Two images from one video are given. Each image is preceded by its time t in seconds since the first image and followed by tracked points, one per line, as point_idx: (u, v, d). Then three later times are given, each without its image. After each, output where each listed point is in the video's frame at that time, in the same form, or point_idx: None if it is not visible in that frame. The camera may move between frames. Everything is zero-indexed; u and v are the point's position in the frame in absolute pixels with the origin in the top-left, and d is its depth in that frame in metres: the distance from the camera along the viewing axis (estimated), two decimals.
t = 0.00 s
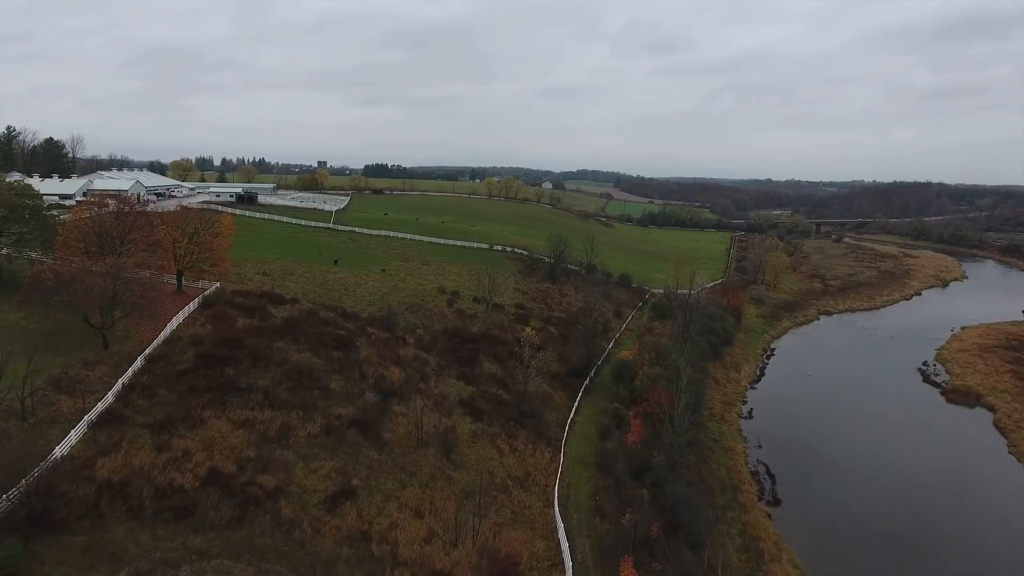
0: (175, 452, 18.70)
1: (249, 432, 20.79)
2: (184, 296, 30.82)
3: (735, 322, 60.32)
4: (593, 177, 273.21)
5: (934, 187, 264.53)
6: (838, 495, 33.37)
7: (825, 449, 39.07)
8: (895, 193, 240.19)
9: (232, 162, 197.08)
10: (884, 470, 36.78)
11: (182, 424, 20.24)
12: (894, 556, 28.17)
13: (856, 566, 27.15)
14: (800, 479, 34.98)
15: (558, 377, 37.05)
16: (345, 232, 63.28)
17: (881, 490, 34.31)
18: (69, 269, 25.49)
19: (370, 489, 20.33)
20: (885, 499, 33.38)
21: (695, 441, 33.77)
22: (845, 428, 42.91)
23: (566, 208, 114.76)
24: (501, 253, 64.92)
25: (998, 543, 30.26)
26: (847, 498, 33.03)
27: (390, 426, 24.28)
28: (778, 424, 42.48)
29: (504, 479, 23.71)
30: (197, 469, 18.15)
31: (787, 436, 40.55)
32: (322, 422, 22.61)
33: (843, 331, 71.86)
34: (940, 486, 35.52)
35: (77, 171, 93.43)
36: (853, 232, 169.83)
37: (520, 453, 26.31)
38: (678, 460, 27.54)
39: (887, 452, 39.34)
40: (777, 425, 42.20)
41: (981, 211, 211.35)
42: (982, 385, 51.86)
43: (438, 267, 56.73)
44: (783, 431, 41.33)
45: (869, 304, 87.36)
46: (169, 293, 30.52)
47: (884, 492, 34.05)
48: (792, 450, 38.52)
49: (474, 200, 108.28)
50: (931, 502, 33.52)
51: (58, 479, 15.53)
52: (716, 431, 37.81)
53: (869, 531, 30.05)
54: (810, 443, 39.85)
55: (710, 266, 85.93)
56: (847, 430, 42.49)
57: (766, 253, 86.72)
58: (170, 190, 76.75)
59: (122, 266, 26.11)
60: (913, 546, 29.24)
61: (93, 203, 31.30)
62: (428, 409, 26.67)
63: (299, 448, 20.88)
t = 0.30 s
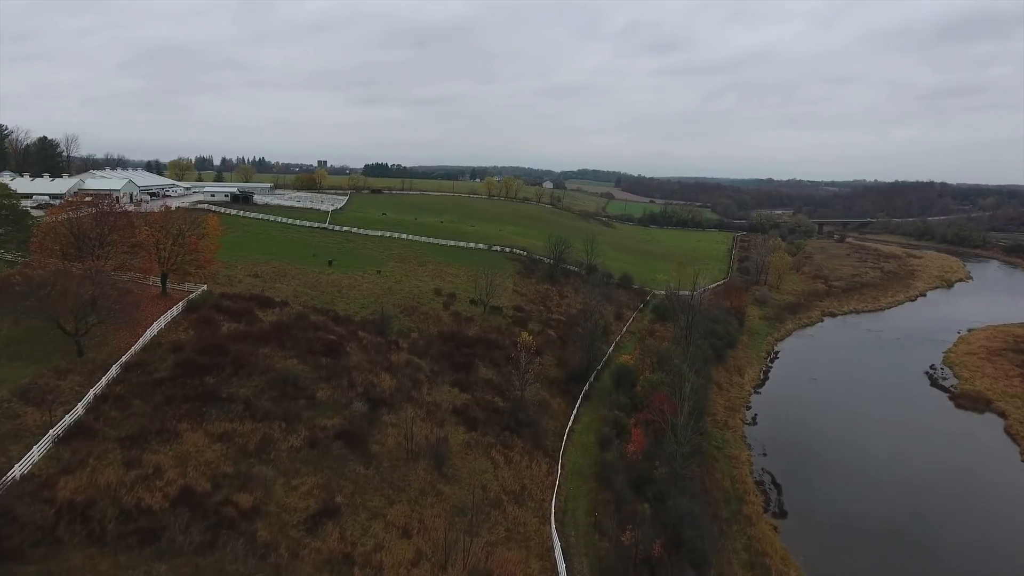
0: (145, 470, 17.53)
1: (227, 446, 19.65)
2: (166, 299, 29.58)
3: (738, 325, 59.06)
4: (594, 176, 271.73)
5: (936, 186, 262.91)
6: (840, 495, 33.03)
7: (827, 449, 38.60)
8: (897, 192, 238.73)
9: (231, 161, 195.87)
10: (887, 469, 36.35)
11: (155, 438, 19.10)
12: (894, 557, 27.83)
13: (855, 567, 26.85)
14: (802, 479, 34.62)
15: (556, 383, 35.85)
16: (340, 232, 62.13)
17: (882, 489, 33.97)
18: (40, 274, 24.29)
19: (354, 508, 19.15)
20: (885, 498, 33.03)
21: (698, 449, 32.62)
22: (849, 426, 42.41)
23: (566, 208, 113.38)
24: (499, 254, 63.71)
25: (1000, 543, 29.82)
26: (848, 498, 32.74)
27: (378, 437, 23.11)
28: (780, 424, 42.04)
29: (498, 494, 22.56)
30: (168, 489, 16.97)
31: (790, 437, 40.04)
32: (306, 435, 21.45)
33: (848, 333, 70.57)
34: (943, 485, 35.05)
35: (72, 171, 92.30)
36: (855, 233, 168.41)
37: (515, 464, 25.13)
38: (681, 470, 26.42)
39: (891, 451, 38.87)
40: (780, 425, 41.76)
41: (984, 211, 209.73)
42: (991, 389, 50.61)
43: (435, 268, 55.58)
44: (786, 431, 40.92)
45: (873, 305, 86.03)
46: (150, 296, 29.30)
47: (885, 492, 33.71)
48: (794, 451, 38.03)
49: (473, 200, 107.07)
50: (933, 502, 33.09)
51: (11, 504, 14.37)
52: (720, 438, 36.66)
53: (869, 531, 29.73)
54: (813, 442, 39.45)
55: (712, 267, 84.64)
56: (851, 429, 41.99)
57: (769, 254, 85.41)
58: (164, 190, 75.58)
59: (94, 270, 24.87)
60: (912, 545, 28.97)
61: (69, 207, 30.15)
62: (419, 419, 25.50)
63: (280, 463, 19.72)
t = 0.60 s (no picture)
0: (110, 490, 16.36)
1: (202, 461, 18.50)
2: (148, 302, 28.42)
3: (741, 327, 57.82)
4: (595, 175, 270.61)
5: (939, 186, 261.28)
6: (843, 495, 32.25)
7: (831, 448, 37.75)
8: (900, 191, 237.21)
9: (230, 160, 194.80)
10: (891, 469, 35.49)
11: (126, 453, 17.93)
12: (898, 558, 27.03)
13: (858, 568, 26.08)
14: (804, 479, 33.82)
15: (555, 389, 34.62)
16: (336, 232, 60.95)
17: (887, 488, 33.13)
18: (12, 277, 23.19)
19: (337, 528, 17.95)
20: (890, 498, 32.20)
21: (702, 458, 31.35)
22: (853, 426, 41.55)
23: (566, 208, 112.01)
24: (498, 254, 62.47)
25: (1009, 543, 28.91)
26: (851, 497, 31.94)
27: (365, 450, 21.93)
28: (783, 424, 41.17)
29: (491, 510, 21.36)
30: (136, 510, 15.81)
31: (792, 437, 39.15)
32: (289, 448, 20.28)
33: (854, 334, 69.28)
34: (950, 485, 34.15)
35: (66, 170, 91.18)
36: (858, 232, 166.96)
37: (510, 477, 23.91)
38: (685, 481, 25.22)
39: (894, 450, 38.07)
40: (782, 425, 40.89)
41: (988, 211, 208.10)
42: (1002, 393, 49.25)
43: (432, 269, 54.40)
44: (788, 431, 40.04)
45: (878, 306, 84.69)
46: (132, 300, 28.16)
47: (890, 491, 32.86)
48: (797, 451, 37.15)
49: (472, 199, 105.81)
50: (940, 501, 32.21)
51: None
52: (723, 445, 35.46)
53: (872, 531, 28.94)
54: (816, 442, 38.59)
55: (715, 267, 83.38)
56: (854, 429, 41.17)
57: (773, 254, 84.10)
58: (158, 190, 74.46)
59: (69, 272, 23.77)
60: (916, 545, 28.18)
61: (44, 210, 29.02)
62: (410, 429, 24.32)
63: (259, 480, 18.55)
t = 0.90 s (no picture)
0: (65, 516, 15.05)
1: (170, 481, 17.21)
2: (127, 305, 27.09)
3: (745, 329, 56.43)
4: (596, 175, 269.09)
5: (942, 185, 259.48)
6: (847, 497, 31.30)
7: (835, 448, 36.85)
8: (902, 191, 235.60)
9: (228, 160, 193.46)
10: (896, 469, 34.58)
11: (87, 473, 16.63)
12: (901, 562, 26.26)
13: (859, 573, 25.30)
14: (806, 480, 33.00)
15: (553, 396, 33.26)
16: (331, 232, 59.61)
17: (891, 489, 32.27)
18: None
19: (315, 553, 16.62)
20: (894, 499, 31.35)
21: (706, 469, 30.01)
22: (858, 426, 40.61)
23: (567, 207, 110.44)
24: (496, 255, 61.08)
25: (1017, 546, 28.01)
26: (853, 498, 31.15)
27: (350, 465, 20.59)
28: (785, 425, 40.25)
29: (483, 530, 20.03)
30: (92, 539, 14.52)
31: (796, 438, 38.20)
32: (266, 465, 18.96)
33: (860, 336, 67.82)
34: (956, 485, 33.23)
35: (59, 169, 90.02)
36: (861, 232, 165.37)
37: (504, 493, 22.59)
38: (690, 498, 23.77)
39: (900, 450, 37.14)
40: (786, 426, 39.95)
41: (992, 211, 206.20)
42: (1013, 398, 47.78)
43: (428, 270, 53.07)
44: (791, 432, 39.10)
45: (884, 308, 83.22)
46: (110, 303, 26.86)
47: (894, 492, 31.99)
48: (801, 452, 36.22)
49: (471, 199, 104.37)
50: (946, 502, 31.28)
51: None
52: (729, 452, 34.16)
53: (875, 534, 28.15)
54: (819, 442, 37.69)
55: (718, 268, 81.94)
56: (857, 428, 40.21)
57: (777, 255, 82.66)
58: (151, 190, 73.23)
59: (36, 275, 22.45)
60: (920, 548, 27.40)
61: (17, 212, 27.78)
62: (398, 442, 22.97)
63: (232, 501, 17.24)
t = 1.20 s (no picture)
0: (19, 542, 13.98)
1: (138, 501, 16.12)
2: (106, 309, 25.94)
3: (749, 332, 55.18)
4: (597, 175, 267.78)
5: (944, 185, 257.92)
6: (850, 499, 30.31)
7: (839, 449, 35.82)
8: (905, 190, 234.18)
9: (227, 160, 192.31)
10: (901, 469, 33.53)
11: (47, 493, 15.56)
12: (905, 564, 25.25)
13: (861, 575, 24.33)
14: (809, 481, 31.99)
15: (552, 402, 32.05)
16: (326, 232, 58.43)
17: (896, 488, 31.23)
18: None
19: None
20: (898, 499, 30.33)
21: (710, 481, 28.71)
22: (863, 428, 39.49)
23: (567, 207, 109.18)
24: (494, 255, 59.84)
25: None
26: (857, 499, 30.17)
27: (334, 481, 19.44)
28: (788, 426, 39.23)
29: (474, 551, 18.86)
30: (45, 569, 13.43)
31: (800, 440, 37.14)
32: (243, 482, 17.83)
33: (865, 338, 66.54)
34: (964, 486, 32.12)
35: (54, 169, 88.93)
36: (864, 232, 164.00)
37: (498, 508, 21.44)
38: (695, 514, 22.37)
39: (905, 450, 36.09)
40: (789, 428, 38.89)
41: (995, 210, 204.76)
42: None
43: (424, 271, 51.88)
44: (794, 433, 38.06)
45: (888, 309, 81.92)
46: (89, 307, 25.73)
47: (900, 492, 30.94)
48: (804, 453, 35.17)
49: (470, 199, 103.12)
50: (953, 503, 30.19)
51: None
52: (733, 459, 32.99)
53: (877, 535, 27.18)
54: (823, 443, 36.66)
55: (720, 269, 80.71)
56: (861, 430, 39.18)
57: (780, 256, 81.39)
58: (145, 190, 72.09)
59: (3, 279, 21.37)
60: (925, 549, 26.36)
61: None
62: (386, 455, 21.81)
63: (204, 523, 16.13)
